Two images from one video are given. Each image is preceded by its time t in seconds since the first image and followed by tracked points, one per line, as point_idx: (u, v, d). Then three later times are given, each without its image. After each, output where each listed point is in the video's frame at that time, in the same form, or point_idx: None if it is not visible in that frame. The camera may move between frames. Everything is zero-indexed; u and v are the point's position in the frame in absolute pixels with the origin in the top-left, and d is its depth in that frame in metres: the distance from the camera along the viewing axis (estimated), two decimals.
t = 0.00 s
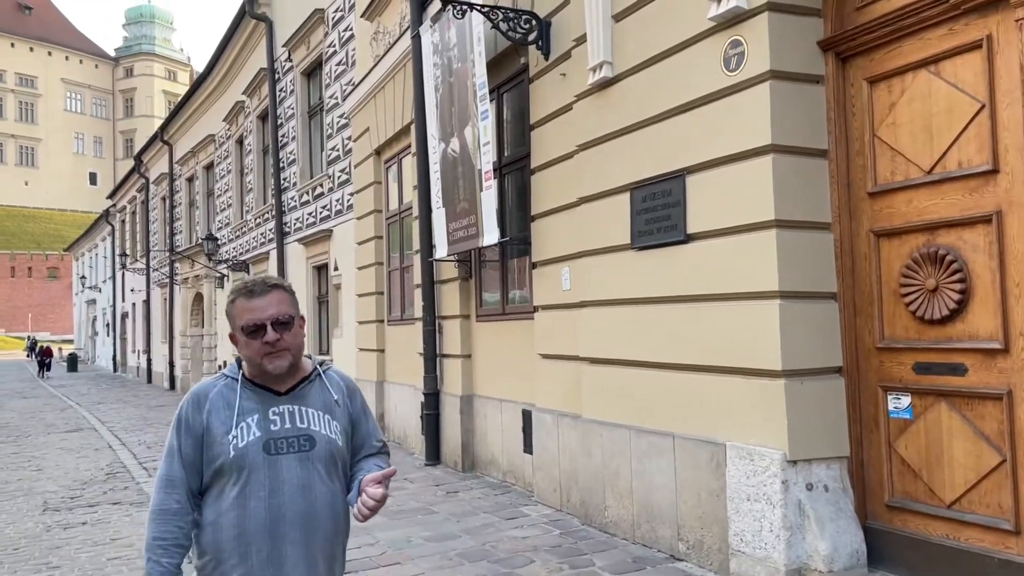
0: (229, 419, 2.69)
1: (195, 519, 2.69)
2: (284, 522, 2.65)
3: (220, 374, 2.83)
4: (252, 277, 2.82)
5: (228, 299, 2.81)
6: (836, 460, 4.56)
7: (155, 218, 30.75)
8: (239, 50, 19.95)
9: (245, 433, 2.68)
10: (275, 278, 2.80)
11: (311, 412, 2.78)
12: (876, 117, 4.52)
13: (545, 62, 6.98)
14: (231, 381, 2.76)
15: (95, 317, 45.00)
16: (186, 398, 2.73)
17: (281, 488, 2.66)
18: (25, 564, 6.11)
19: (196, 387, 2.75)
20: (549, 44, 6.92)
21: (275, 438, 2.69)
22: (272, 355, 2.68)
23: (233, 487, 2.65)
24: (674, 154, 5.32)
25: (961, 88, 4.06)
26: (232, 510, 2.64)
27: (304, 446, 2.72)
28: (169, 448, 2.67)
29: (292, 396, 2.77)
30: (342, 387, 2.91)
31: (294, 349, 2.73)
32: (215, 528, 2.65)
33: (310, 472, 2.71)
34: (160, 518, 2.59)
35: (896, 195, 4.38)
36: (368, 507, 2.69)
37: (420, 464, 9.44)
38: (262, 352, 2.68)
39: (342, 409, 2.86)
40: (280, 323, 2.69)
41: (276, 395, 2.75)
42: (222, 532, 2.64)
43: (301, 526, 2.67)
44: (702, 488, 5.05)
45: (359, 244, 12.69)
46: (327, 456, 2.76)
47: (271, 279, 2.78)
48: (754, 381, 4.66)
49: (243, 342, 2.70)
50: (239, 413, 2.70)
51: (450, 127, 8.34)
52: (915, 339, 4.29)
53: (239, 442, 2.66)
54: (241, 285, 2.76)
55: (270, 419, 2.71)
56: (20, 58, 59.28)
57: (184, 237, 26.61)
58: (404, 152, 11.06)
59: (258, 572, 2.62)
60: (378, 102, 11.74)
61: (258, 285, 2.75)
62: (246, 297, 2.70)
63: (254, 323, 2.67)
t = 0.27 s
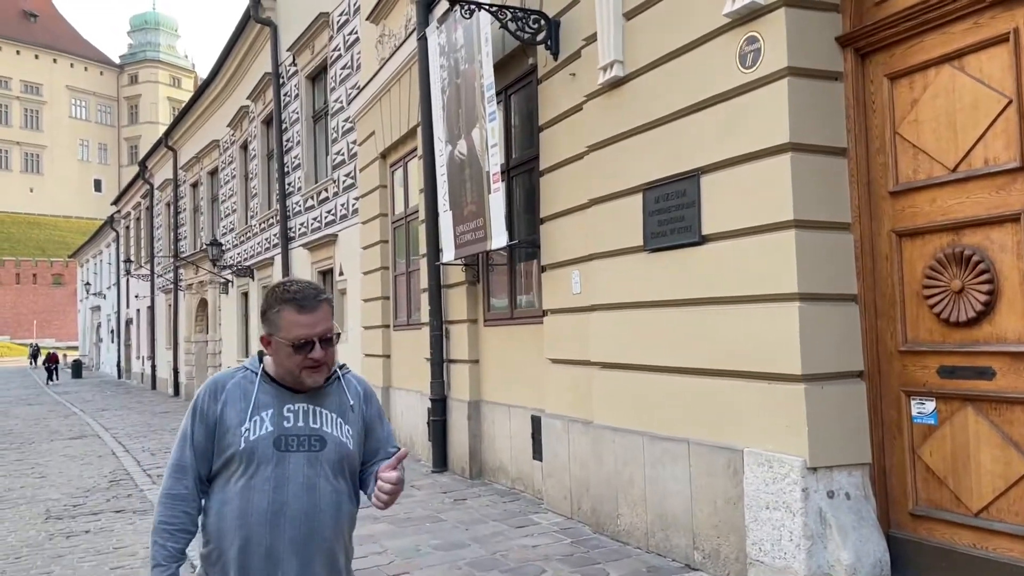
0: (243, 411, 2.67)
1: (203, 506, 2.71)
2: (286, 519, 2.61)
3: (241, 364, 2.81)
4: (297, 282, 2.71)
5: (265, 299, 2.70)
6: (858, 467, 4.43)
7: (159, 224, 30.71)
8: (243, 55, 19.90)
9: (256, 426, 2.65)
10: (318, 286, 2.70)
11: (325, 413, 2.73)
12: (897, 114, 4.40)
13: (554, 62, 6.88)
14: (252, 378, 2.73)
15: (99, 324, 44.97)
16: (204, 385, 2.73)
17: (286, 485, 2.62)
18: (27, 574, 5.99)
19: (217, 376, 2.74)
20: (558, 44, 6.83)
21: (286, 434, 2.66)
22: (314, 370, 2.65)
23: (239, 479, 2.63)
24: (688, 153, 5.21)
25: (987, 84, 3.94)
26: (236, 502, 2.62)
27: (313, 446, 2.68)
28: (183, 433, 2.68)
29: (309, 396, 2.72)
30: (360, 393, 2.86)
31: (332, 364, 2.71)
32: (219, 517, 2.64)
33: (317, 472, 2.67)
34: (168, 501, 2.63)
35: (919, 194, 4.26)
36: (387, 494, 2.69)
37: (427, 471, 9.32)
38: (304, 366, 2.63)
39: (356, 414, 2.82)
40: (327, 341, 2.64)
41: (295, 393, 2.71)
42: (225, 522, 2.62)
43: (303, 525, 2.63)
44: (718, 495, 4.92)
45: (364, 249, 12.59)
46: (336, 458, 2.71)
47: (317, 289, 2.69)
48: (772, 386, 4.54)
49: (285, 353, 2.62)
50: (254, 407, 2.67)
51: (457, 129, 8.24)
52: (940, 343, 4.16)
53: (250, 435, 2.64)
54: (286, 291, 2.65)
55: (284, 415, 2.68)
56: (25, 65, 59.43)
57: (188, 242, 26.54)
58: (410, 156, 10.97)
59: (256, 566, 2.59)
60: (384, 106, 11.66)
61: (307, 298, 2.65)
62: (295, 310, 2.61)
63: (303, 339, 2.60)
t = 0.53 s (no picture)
0: (235, 412, 2.59)
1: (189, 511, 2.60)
2: (279, 522, 2.53)
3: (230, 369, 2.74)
4: (296, 283, 2.67)
5: (263, 299, 2.62)
6: (878, 474, 4.33)
7: (163, 230, 30.68)
8: (246, 61, 19.87)
9: (250, 427, 2.57)
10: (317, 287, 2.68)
11: (318, 417, 2.68)
12: (917, 113, 4.30)
13: (562, 64, 6.80)
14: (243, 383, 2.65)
15: (102, 330, 44.96)
16: (194, 386, 2.64)
17: (280, 487, 2.55)
18: None
19: (206, 378, 2.67)
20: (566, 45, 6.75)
21: (280, 436, 2.59)
22: (316, 369, 2.60)
23: (231, 481, 2.54)
24: (701, 155, 5.11)
25: (1010, 81, 3.84)
26: (226, 505, 2.53)
27: (308, 448, 2.61)
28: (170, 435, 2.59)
29: (302, 400, 2.67)
30: (349, 398, 2.85)
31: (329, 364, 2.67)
32: (208, 521, 2.54)
33: (311, 474, 2.60)
34: (154, 505, 2.52)
35: (940, 195, 4.16)
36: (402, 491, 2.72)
37: (433, 478, 9.22)
38: (306, 364, 2.58)
39: (346, 419, 2.79)
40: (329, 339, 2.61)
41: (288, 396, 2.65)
42: (214, 525, 2.53)
43: (296, 529, 2.56)
44: (733, 503, 4.82)
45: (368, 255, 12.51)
46: (330, 461, 2.65)
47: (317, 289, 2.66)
48: (789, 392, 4.43)
49: (288, 351, 2.56)
50: (247, 408, 2.60)
51: (463, 132, 8.16)
52: (962, 347, 4.06)
53: (243, 436, 2.56)
54: (288, 290, 2.60)
55: (277, 417, 2.61)
56: (29, 73, 59.56)
57: (191, 249, 26.49)
58: (415, 160, 10.90)
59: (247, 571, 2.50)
60: (388, 110, 11.60)
61: (308, 296, 2.62)
62: (301, 307, 2.57)
63: (309, 336, 2.55)
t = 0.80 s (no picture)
0: (192, 427, 2.56)
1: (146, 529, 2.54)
2: (242, 537, 2.55)
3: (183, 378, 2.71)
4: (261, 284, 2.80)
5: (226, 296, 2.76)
6: (899, 482, 4.19)
7: (164, 237, 30.58)
8: (249, 66, 19.79)
9: (207, 442, 2.56)
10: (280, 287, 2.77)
11: (276, 426, 2.70)
12: (938, 110, 4.18)
13: (569, 64, 6.69)
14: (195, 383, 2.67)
15: (104, 338, 44.85)
16: (146, 400, 2.58)
17: (241, 502, 2.56)
18: None
19: (158, 391, 2.61)
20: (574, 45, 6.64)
21: (239, 449, 2.59)
22: (250, 356, 2.61)
23: (191, 498, 2.52)
24: (714, 155, 5.00)
25: None
26: (187, 523, 2.51)
27: (268, 460, 2.63)
28: (127, 453, 2.50)
29: (257, 408, 2.68)
30: (305, 406, 2.86)
31: (273, 360, 2.66)
32: (168, 540, 2.51)
33: (272, 487, 2.63)
34: (119, 527, 2.42)
35: (963, 194, 4.04)
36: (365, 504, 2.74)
37: (438, 486, 9.08)
38: (242, 351, 2.61)
39: (305, 427, 2.82)
40: (271, 329, 2.64)
41: (242, 405, 2.66)
42: (175, 544, 2.51)
43: (260, 543, 2.58)
44: (749, 512, 4.68)
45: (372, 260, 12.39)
46: (290, 471, 2.68)
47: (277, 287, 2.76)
48: (807, 397, 4.30)
49: (228, 336, 2.62)
50: (204, 423, 2.58)
51: (468, 135, 8.05)
52: (988, 350, 3.93)
53: (202, 452, 2.54)
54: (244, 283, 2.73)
55: (235, 429, 2.61)
56: (31, 81, 59.61)
57: (193, 255, 26.39)
58: (419, 164, 10.78)
59: None
60: (391, 114, 11.49)
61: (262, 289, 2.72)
62: (247, 294, 2.66)
63: (247, 320, 2.62)
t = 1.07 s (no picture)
0: (146, 442, 2.53)
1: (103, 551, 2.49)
2: (207, 550, 2.54)
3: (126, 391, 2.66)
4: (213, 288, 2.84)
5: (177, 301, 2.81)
6: (923, 499, 4.03)
7: (167, 246, 30.47)
8: (252, 75, 19.69)
9: (162, 457, 2.53)
10: (230, 291, 2.81)
11: (233, 433, 2.71)
12: (963, 112, 4.04)
13: (577, 69, 6.56)
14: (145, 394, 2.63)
15: (106, 347, 44.73)
16: (94, 417, 2.53)
17: (203, 515, 2.55)
18: None
19: (105, 407, 2.56)
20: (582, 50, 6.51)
21: (196, 461, 2.58)
22: (192, 357, 2.62)
23: (151, 515, 2.49)
24: (728, 160, 4.86)
25: None
26: (148, 541, 2.48)
27: (227, 469, 2.63)
28: (76, 475, 2.44)
29: (212, 416, 2.68)
30: (261, 407, 2.89)
31: (218, 362, 2.66)
32: (128, 560, 2.47)
33: (233, 496, 2.63)
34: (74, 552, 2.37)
35: (990, 199, 3.89)
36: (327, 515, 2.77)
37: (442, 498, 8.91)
38: (185, 352, 2.62)
39: (262, 428, 2.85)
40: (215, 330, 2.66)
41: (198, 415, 2.66)
42: (137, 563, 2.47)
43: (225, 554, 2.58)
44: (765, 528, 4.52)
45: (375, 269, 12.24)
46: (251, 478, 2.69)
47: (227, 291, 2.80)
48: (827, 410, 4.15)
49: (172, 337, 2.65)
50: (157, 437, 2.55)
51: (474, 141, 7.92)
52: (1017, 362, 3.78)
53: (157, 467, 2.52)
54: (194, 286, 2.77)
55: (191, 440, 2.60)
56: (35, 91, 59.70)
57: (196, 264, 26.28)
58: (423, 172, 10.65)
59: None
60: (395, 122, 11.36)
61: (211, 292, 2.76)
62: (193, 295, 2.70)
63: (190, 320, 2.65)
